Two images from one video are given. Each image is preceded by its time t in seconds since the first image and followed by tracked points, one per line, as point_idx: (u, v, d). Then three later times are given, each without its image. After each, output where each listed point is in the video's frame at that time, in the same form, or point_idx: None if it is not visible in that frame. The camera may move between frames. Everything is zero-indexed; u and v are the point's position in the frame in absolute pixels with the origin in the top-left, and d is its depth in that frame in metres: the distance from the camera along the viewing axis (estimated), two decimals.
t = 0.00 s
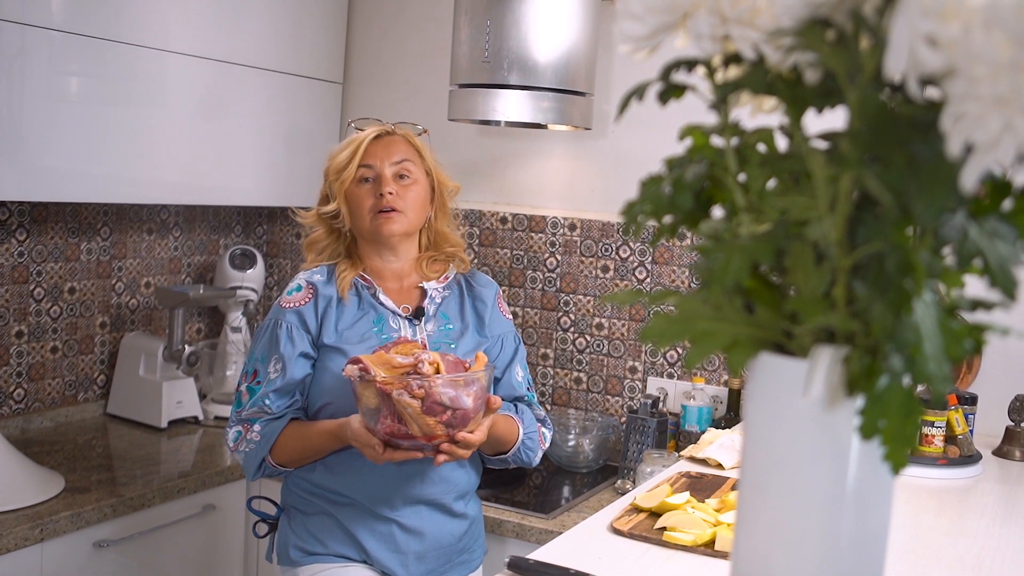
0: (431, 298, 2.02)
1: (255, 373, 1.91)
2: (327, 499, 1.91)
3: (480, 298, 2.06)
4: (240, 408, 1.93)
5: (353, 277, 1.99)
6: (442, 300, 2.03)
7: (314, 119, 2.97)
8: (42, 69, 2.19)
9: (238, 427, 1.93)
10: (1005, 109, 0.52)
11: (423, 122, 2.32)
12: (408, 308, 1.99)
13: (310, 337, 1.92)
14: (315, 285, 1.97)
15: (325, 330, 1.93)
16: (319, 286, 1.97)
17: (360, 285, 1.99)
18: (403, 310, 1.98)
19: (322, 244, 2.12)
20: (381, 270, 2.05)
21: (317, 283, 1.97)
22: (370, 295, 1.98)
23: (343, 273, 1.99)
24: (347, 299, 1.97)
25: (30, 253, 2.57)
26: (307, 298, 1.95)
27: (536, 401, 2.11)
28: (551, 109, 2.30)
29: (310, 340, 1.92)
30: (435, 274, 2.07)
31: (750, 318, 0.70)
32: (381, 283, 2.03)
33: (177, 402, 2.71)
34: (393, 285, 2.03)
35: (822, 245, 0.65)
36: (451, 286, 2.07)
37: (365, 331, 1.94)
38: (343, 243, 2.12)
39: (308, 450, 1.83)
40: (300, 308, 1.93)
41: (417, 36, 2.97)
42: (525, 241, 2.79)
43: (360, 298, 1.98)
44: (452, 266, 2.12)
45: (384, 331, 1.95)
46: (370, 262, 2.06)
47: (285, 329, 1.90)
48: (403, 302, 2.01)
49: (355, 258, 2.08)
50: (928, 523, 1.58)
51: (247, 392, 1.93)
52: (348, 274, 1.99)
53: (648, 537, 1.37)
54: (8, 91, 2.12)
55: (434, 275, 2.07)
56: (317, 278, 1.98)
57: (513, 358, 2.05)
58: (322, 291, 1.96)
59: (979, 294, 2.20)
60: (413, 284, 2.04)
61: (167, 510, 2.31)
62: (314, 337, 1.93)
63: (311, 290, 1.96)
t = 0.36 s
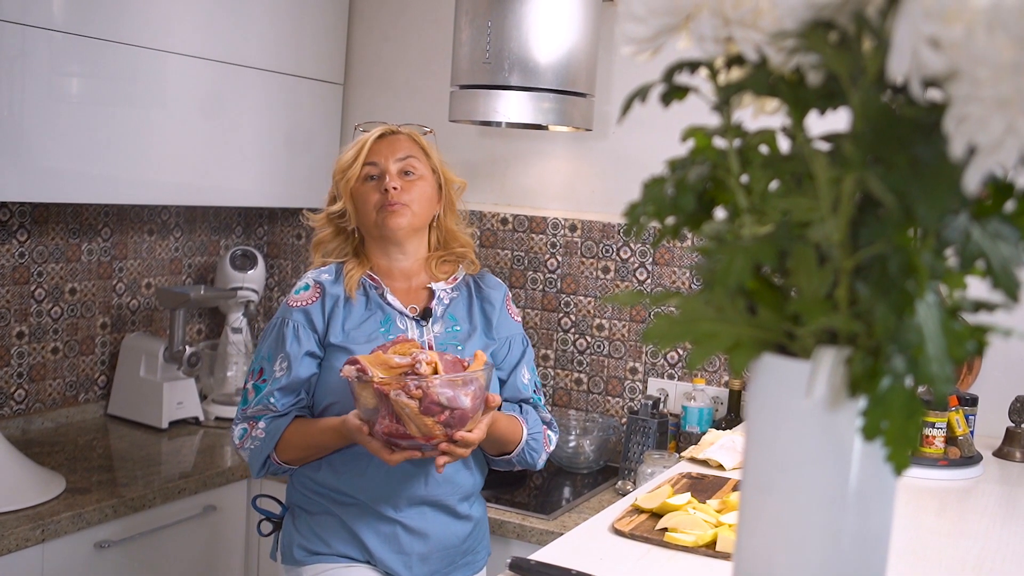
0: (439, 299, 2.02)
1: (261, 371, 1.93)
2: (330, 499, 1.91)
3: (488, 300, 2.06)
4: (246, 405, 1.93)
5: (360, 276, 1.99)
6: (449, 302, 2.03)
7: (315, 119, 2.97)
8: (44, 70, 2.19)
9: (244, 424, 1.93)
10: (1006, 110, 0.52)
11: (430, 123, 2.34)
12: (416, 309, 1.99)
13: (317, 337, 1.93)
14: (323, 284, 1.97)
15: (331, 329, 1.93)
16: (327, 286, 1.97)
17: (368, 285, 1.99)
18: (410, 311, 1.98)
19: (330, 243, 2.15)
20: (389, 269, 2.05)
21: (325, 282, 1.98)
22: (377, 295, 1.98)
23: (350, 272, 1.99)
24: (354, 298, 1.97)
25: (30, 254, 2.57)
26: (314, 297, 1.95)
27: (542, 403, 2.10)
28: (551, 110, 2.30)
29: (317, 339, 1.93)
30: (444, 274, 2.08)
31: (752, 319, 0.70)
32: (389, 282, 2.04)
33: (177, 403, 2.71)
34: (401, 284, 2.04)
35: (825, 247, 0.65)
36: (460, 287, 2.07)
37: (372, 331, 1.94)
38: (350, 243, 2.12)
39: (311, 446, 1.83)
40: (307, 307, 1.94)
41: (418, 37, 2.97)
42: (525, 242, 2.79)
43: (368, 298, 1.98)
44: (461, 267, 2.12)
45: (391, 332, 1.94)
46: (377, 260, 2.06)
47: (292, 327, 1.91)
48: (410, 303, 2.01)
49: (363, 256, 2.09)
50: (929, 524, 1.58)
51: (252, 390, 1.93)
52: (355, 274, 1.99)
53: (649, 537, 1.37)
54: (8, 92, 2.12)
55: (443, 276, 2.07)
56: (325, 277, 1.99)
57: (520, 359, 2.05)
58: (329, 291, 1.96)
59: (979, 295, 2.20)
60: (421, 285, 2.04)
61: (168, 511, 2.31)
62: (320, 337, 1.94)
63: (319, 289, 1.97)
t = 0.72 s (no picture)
0: (440, 300, 2.01)
1: (261, 373, 1.93)
2: (330, 499, 1.91)
3: (489, 301, 2.06)
4: (245, 407, 1.94)
5: (360, 278, 1.99)
6: (450, 303, 2.03)
7: (313, 118, 2.97)
8: (41, 70, 2.18)
9: (243, 425, 1.95)
10: (1011, 110, 0.52)
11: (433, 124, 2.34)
12: (416, 310, 1.99)
13: (317, 338, 1.93)
14: (322, 286, 1.97)
15: (332, 331, 1.93)
16: (326, 287, 1.97)
17: (368, 286, 1.99)
18: (411, 312, 1.98)
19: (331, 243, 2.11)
20: (389, 272, 2.04)
21: (324, 284, 1.97)
22: (377, 296, 1.98)
23: (351, 274, 1.99)
24: (354, 300, 1.97)
25: (28, 255, 2.56)
26: (314, 299, 1.95)
27: (542, 404, 2.10)
28: (549, 109, 2.31)
29: (317, 340, 1.93)
30: (444, 276, 2.07)
31: (756, 319, 0.70)
32: (390, 284, 2.03)
33: (176, 403, 2.71)
34: (402, 286, 2.03)
35: (828, 246, 0.64)
36: (461, 288, 2.07)
37: (372, 333, 1.94)
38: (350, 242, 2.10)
39: (310, 444, 1.83)
40: (307, 308, 1.93)
41: (416, 36, 2.97)
42: (524, 241, 2.79)
43: (368, 299, 1.98)
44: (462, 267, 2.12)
45: (391, 333, 1.95)
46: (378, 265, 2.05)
47: (292, 329, 1.91)
48: (410, 304, 2.01)
49: (364, 259, 2.07)
50: (929, 522, 1.58)
51: (252, 392, 1.94)
52: (356, 275, 1.99)
53: (649, 536, 1.37)
54: (6, 92, 2.12)
55: (444, 277, 2.07)
56: (324, 278, 1.99)
57: (521, 359, 2.06)
58: (329, 292, 1.96)
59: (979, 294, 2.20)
60: (422, 285, 2.04)
61: (167, 511, 2.30)
62: (321, 338, 1.94)
63: (318, 291, 1.96)
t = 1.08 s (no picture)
0: (437, 301, 2.01)
1: (257, 376, 1.92)
2: (328, 500, 1.90)
3: (486, 302, 2.06)
4: (242, 410, 1.93)
5: (357, 280, 1.99)
6: (447, 304, 2.02)
7: (308, 118, 2.96)
8: (35, 71, 2.18)
9: (240, 429, 1.94)
10: (1018, 106, 0.51)
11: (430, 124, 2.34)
12: (413, 311, 1.99)
13: (313, 341, 1.93)
14: (318, 288, 1.96)
15: (328, 333, 1.92)
16: (322, 290, 1.96)
17: (365, 288, 1.99)
18: (408, 314, 1.97)
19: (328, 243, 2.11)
20: (386, 273, 2.03)
21: (320, 286, 1.97)
22: (374, 298, 1.98)
23: (347, 276, 1.99)
24: (351, 302, 1.96)
25: (23, 256, 2.55)
26: (310, 301, 1.94)
27: (540, 405, 2.10)
28: (546, 108, 2.29)
29: (313, 344, 1.92)
30: (441, 276, 2.08)
31: (760, 317, 0.70)
32: (387, 286, 2.02)
33: (173, 404, 2.70)
34: (399, 287, 2.03)
35: (832, 244, 0.64)
36: (458, 289, 2.07)
37: (369, 336, 1.94)
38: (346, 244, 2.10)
39: (308, 450, 1.83)
40: (303, 311, 1.93)
41: (411, 35, 2.97)
42: (521, 240, 2.79)
43: (364, 301, 1.98)
44: (459, 267, 2.12)
45: (389, 336, 1.94)
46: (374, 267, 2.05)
47: (288, 333, 1.91)
48: (406, 305, 2.00)
49: (360, 260, 2.07)
50: (928, 519, 1.58)
51: (248, 394, 1.93)
52: (352, 278, 1.98)
53: (650, 535, 1.37)
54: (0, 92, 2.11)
55: (441, 278, 2.07)
56: (320, 281, 1.98)
57: (518, 360, 2.06)
58: (325, 294, 1.95)
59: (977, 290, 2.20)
60: (420, 287, 2.04)
61: (165, 513, 2.30)
62: (317, 341, 1.93)
63: (315, 293, 1.96)
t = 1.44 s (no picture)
0: (430, 303, 2.01)
1: (253, 385, 1.92)
2: (325, 505, 1.90)
3: (480, 302, 2.05)
4: (237, 419, 1.92)
5: (351, 285, 1.98)
6: (440, 305, 2.02)
7: (295, 122, 2.95)
8: (20, 81, 2.16)
9: (236, 438, 1.93)
10: (1015, 95, 0.51)
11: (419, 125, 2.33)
12: (408, 314, 1.98)
13: (308, 348, 1.92)
14: (311, 295, 1.96)
15: (323, 340, 1.91)
16: (316, 296, 1.95)
17: (358, 293, 1.98)
18: (402, 317, 1.97)
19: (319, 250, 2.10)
20: (380, 274, 2.03)
21: (314, 292, 1.96)
22: (367, 302, 1.97)
23: (341, 281, 1.98)
24: (344, 308, 1.95)
25: (12, 267, 2.54)
26: (304, 309, 1.94)
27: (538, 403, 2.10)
28: (534, 106, 2.28)
29: (308, 351, 1.91)
30: (434, 277, 2.07)
31: (758, 312, 0.70)
32: (380, 287, 2.02)
33: (166, 412, 2.69)
34: (392, 289, 2.02)
35: (829, 237, 0.64)
36: (451, 290, 2.06)
37: (364, 340, 1.93)
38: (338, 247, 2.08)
39: (307, 469, 1.83)
40: (297, 318, 1.92)
41: (397, 37, 2.96)
42: (511, 240, 2.78)
43: (358, 306, 1.97)
44: (450, 266, 2.12)
45: (383, 340, 1.93)
46: (369, 265, 2.04)
47: (283, 341, 1.90)
48: (400, 308, 1.99)
49: (353, 263, 2.06)
50: (926, 509, 1.58)
51: (244, 403, 1.93)
52: (346, 283, 1.98)
53: (650, 533, 1.36)
54: None
55: (434, 279, 2.06)
56: (314, 287, 1.98)
57: (515, 360, 2.06)
58: (319, 301, 1.95)
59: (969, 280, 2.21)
60: (412, 289, 2.03)
61: (161, 522, 2.29)
62: (312, 348, 1.92)
63: (308, 299, 1.95)
